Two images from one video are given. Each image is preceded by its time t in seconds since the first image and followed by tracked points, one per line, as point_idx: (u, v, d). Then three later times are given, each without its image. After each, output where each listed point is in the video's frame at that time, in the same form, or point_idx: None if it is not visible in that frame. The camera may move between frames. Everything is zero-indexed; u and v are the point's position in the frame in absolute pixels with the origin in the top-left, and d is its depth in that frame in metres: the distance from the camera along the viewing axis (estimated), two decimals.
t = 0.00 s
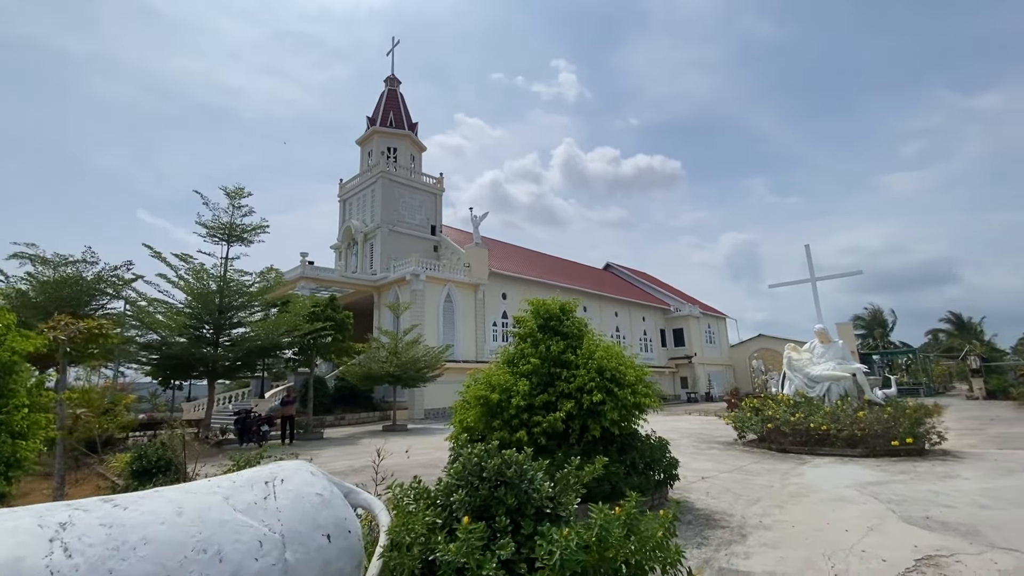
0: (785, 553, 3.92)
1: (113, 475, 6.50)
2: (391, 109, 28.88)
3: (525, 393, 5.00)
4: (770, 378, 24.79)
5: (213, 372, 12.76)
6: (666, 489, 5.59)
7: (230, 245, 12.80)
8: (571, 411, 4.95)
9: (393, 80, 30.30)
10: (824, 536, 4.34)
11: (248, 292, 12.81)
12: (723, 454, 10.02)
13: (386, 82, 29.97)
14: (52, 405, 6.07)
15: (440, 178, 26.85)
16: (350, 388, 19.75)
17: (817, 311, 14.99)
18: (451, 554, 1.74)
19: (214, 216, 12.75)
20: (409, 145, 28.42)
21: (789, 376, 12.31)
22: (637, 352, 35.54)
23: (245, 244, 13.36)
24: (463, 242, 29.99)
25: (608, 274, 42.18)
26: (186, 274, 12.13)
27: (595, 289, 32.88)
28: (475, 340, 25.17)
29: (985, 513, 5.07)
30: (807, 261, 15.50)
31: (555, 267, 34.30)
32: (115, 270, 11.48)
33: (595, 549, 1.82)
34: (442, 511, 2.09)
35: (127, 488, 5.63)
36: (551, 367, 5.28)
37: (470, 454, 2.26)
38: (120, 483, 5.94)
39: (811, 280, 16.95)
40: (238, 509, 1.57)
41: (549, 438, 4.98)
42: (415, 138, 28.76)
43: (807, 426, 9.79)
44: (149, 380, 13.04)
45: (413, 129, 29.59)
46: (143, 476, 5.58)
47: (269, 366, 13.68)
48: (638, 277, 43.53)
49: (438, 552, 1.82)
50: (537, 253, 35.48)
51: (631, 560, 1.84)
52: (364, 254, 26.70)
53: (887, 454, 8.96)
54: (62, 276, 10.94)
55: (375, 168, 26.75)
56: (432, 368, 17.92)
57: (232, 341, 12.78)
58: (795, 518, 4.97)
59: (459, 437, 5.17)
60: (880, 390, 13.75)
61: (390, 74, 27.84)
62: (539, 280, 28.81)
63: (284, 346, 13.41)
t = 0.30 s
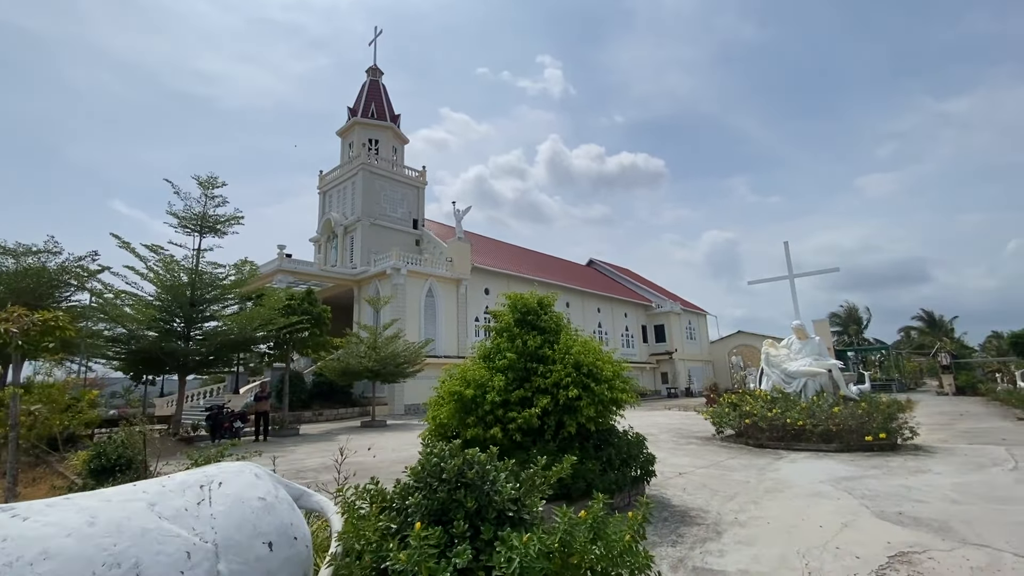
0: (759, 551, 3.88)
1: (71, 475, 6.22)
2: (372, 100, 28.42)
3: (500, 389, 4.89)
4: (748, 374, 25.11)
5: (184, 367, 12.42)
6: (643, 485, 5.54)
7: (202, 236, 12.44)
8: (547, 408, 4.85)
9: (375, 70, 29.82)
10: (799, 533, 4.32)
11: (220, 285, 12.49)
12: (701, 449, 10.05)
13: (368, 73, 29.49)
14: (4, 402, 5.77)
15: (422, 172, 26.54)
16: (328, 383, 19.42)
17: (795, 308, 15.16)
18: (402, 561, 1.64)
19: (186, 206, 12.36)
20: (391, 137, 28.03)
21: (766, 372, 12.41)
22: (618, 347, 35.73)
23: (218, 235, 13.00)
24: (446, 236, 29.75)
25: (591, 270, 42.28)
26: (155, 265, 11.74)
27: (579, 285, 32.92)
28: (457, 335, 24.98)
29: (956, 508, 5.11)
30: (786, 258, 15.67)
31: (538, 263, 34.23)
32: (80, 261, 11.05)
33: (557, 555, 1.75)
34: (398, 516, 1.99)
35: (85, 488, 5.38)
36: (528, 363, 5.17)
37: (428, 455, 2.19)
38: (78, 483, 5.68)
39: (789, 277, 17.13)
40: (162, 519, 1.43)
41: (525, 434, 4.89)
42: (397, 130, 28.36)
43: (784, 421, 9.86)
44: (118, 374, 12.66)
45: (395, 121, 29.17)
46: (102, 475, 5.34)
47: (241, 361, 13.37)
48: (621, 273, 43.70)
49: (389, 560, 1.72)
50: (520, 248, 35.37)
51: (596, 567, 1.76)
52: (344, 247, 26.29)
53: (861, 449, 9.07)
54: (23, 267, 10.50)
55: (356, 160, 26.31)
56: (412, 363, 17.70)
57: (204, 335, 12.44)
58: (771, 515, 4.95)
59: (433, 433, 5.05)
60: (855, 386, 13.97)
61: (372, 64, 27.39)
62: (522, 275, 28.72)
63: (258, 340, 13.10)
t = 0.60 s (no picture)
0: (731, 547, 3.85)
1: (25, 472, 5.93)
2: (352, 90, 27.93)
3: (474, 383, 4.78)
4: (725, 370, 25.44)
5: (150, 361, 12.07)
6: (618, 480, 5.49)
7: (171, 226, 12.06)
8: (521, 402, 4.76)
9: (355, 60, 29.30)
10: (771, 528, 4.31)
11: (190, 276, 12.15)
12: (677, 444, 10.10)
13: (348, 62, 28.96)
14: None
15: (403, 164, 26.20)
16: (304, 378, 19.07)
17: (771, 305, 15.35)
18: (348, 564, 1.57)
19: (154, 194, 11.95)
20: (371, 128, 27.60)
21: (742, 367, 12.53)
22: (598, 343, 35.92)
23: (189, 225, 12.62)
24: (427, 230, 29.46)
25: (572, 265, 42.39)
26: (120, 255, 11.32)
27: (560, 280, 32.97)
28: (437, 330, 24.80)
29: (924, 502, 5.17)
30: (763, 255, 15.85)
31: (519, 258, 34.13)
32: (40, 250, 10.59)
33: (515, 557, 1.77)
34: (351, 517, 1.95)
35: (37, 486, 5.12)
36: (503, 357, 5.08)
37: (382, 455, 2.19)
38: (30, 481, 5.40)
39: (766, 273, 17.34)
40: (75, 525, 1.31)
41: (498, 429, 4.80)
42: (378, 121, 27.95)
43: (758, 416, 9.96)
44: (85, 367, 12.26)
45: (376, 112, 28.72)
46: (55, 472, 5.09)
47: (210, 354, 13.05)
48: (602, 269, 43.88)
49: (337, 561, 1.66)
50: (501, 242, 35.20)
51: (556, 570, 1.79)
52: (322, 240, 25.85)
53: (833, 444, 9.21)
54: None
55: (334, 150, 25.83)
56: (389, 358, 17.45)
57: (173, 328, 12.08)
58: (744, 510, 4.95)
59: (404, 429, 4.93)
60: (828, 381, 14.19)
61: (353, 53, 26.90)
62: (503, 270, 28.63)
63: (230, 333, 12.78)
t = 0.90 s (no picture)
0: (704, 543, 3.80)
1: None
2: (330, 77, 27.34)
3: (446, 377, 4.64)
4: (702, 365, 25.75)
5: (113, 355, 11.66)
6: (592, 475, 5.43)
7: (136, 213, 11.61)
8: (493, 397, 4.64)
9: (333, 47, 28.68)
10: (744, 523, 4.29)
11: (156, 266, 11.71)
12: (652, 438, 10.13)
13: (326, 49, 28.32)
14: None
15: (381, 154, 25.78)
16: (277, 372, 18.66)
17: (747, 300, 15.53)
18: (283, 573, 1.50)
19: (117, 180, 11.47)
20: (349, 117, 27.06)
21: (717, 362, 12.63)
22: (578, 338, 36.05)
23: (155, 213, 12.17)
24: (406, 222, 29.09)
25: (553, 260, 42.38)
26: (80, 242, 10.84)
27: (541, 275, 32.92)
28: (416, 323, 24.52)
29: (892, 495, 5.22)
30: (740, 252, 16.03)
31: (499, 251, 33.96)
32: None
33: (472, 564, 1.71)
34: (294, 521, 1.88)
35: None
36: (476, 350, 4.94)
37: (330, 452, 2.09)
38: None
39: (742, 269, 17.53)
40: None
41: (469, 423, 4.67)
42: (356, 110, 27.43)
43: (733, 410, 10.02)
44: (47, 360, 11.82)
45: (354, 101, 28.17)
46: None
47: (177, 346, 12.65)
48: (583, 264, 44.01)
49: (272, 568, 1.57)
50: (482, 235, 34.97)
51: None
52: (298, 231, 25.30)
53: (805, 438, 9.32)
54: None
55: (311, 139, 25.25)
56: (365, 352, 17.16)
57: (137, 320, 11.65)
58: (717, 505, 4.92)
59: (372, 423, 4.78)
60: (801, 376, 14.41)
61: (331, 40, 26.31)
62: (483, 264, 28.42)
63: (198, 327, 12.38)
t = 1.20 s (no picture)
0: (674, 540, 3.75)
1: None
2: (307, 64, 26.70)
3: (416, 371, 4.49)
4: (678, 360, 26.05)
5: (72, 347, 11.24)
6: (565, 471, 5.36)
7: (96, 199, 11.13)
8: (464, 392, 4.51)
9: (310, 33, 28.00)
10: (715, 519, 4.26)
11: (118, 255, 11.24)
12: (627, 433, 10.13)
13: (303, 35, 27.65)
14: None
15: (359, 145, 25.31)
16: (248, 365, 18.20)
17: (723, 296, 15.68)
18: None
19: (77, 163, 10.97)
20: (326, 105, 26.48)
21: (692, 357, 12.71)
22: (557, 332, 36.10)
23: (117, 199, 11.69)
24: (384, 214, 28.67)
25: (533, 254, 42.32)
26: (35, 229, 10.35)
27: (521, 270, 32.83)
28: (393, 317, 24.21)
29: (861, 490, 5.27)
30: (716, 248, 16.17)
31: (478, 245, 33.73)
32: None
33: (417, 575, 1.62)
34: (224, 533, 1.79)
35: None
36: (447, 344, 4.80)
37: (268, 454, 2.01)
38: None
39: (718, 265, 17.71)
40: None
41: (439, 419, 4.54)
42: (334, 98, 26.84)
43: (707, 405, 10.07)
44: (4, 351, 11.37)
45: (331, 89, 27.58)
46: None
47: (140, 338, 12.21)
48: (563, 259, 44.06)
49: None
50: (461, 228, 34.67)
51: None
52: (271, 221, 24.70)
53: (777, 432, 9.43)
54: None
55: (286, 127, 24.63)
56: (340, 345, 16.84)
57: (98, 311, 11.22)
58: (689, 500, 4.89)
59: (338, 419, 4.61)
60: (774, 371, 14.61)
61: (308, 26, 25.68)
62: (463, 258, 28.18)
63: (163, 319, 11.96)
